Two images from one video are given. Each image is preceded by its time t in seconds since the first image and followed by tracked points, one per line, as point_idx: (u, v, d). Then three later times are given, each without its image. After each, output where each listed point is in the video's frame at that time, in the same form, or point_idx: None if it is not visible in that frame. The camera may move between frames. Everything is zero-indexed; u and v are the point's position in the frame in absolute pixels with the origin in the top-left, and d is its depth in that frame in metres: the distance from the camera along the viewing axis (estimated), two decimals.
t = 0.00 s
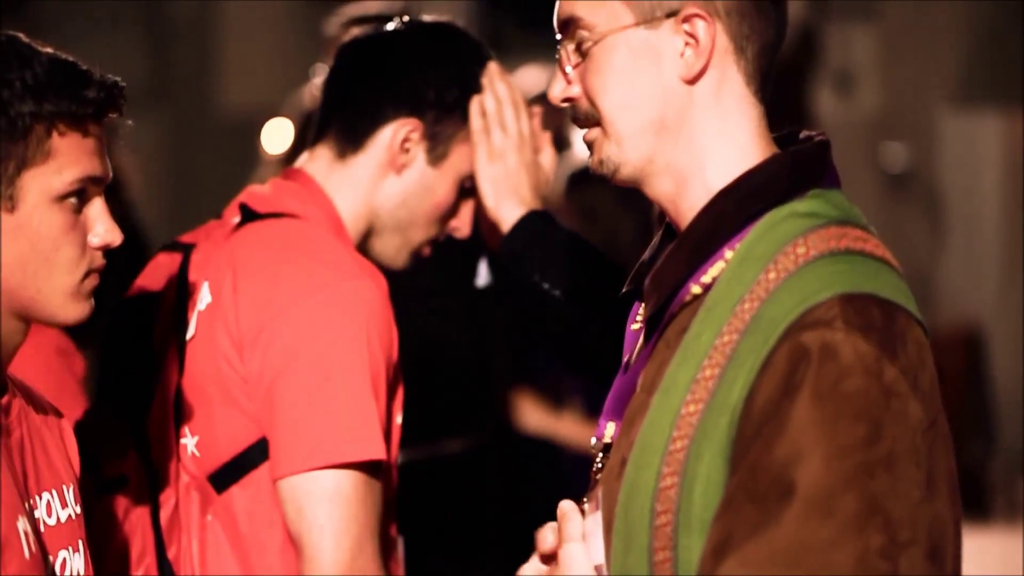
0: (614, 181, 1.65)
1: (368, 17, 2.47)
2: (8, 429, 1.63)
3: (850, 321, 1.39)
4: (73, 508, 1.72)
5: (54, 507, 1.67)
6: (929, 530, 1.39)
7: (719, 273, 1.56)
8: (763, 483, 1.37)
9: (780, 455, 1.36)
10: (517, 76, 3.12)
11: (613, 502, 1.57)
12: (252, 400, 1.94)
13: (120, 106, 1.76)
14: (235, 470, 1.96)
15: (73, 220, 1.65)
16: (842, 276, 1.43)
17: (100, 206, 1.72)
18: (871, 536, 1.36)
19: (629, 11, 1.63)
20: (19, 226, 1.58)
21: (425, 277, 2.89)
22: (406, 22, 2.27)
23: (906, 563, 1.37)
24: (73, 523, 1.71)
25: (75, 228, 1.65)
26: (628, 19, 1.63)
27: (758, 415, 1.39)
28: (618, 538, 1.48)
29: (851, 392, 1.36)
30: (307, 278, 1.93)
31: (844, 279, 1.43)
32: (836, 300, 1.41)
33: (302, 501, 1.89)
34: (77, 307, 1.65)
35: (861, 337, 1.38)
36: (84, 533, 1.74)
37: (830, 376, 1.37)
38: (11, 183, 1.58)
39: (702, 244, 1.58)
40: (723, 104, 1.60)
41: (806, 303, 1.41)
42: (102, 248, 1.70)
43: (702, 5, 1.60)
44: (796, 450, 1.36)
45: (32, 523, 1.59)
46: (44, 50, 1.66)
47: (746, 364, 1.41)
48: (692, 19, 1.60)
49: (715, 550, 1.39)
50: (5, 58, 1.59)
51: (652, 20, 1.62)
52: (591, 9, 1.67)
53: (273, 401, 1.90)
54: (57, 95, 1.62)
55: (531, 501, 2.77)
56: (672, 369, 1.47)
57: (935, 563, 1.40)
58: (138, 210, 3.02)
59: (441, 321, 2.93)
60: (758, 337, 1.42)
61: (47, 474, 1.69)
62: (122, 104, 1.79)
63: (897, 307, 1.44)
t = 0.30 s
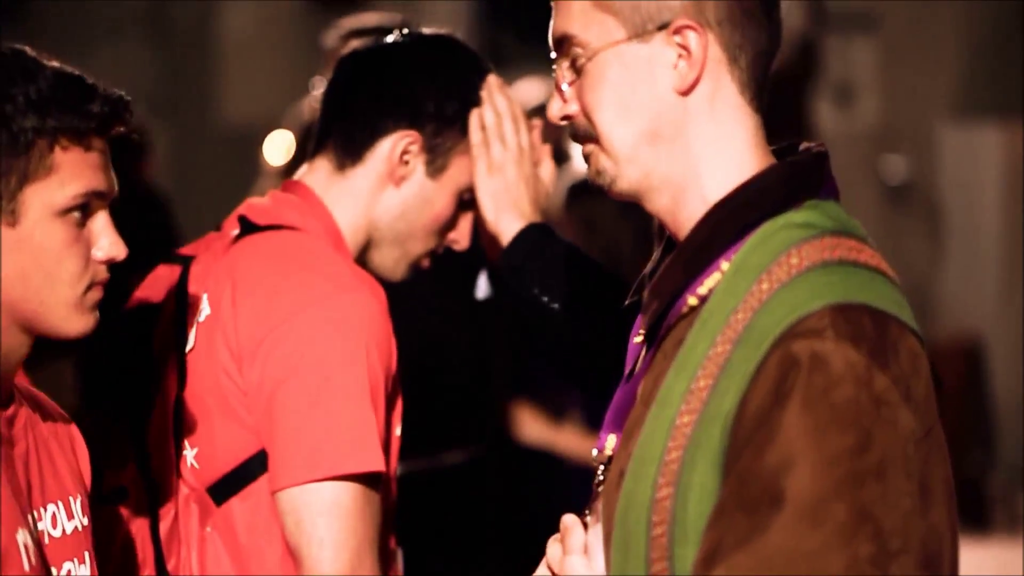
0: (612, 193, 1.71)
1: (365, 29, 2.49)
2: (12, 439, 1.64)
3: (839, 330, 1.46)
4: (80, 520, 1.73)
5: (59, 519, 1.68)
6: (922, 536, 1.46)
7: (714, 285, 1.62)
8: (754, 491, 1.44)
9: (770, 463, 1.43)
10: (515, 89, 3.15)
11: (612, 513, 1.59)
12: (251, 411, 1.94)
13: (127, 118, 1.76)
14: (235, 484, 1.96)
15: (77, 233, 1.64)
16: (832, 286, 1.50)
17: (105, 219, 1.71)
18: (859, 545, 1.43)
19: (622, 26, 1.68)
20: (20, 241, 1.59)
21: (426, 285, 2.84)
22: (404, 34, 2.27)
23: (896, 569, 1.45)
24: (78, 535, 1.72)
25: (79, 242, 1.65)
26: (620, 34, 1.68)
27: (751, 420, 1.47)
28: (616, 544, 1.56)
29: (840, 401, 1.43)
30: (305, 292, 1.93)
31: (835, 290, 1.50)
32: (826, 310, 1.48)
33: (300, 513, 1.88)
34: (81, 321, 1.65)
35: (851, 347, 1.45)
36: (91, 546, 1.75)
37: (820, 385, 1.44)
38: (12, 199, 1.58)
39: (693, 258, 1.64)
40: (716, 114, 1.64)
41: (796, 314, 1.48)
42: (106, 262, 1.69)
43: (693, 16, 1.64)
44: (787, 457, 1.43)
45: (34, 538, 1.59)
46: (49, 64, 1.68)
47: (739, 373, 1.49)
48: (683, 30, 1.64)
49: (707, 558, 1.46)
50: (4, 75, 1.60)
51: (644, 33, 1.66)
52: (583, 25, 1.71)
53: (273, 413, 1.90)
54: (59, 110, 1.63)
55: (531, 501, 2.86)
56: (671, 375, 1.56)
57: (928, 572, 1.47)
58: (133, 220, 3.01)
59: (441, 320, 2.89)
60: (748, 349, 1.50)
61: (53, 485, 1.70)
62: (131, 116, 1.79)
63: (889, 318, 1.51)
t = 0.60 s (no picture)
0: (612, 206, 1.70)
1: (365, 40, 2.49)
2: (19, 448, 1.68)
3: (835, 338, 1.48)
4: (88, 529, 1.76)
5: (66, 528, 1.71)
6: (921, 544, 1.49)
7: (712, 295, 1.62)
8: (752, 498, 1.47)
9: (767, 471, 1.46)
10: (514, 100, 3.16)
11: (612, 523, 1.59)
12: (250, 421, 1.94)
13: (138, 134, 1.76)
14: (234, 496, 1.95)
15: (77, 250, 1.66)
16: (830, 294, 1.52)
17: (111, 236, 1.71)
18: (858, 552, 1.46)
19: (617, 38, 1.68)
20: (18, 257, 1.61)
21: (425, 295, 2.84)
22: (404, 45, 2.27)
23: None
24: (86, 545, 1.75)
25: (81, 258, 1.66)
26: (616, 46, 1.68)
27: (748, 427, 1.48)
28: (616, 554, 1.57)
29: (836, 408, 1.46)
30: (303, 304, 1.92)
31: (833, 298, 1.51)
32: (824, 318, 1.49)
33: (298, 523, 1.88)
34: (82, 336, 1.66)
35: (847, 355, 1.47)
36: (99, 556, 1.77)
37: (818, 392, 1.46)
38: (12, 215, 1.60)
39: (692, 267, 1.64)
40: (714, 123, 1.64)
41: (792, 322, 1.49)
42: (111, 278, 1.69)
43: (688, 26, 1.65)
44: (784, 465, 1.45)
45: (36, 548, 1.62)
46: (58, 79, 1.69)
47: (736, 381, 1.50)
48: (678, 40, 1.65)
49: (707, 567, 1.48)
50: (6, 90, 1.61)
51: (640, 45, 1.67)
52: (579, 38, 1.71)
53: (271, 423, 1.90)
54: (60, 128, 1.63)
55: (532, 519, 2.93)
56: (667, 389, 1.56)
57: None
58: (134, 229, 3.01)
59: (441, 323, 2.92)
60: (745, 358, 1.50)
61: (61, 496, 1.73)
62: (144, 130, 1.79)
63: (886, 326, 1.53)
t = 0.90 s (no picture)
0: (617, 221, 1.70)
1: (364, 51, 2.50)
2: (32, 458, 1.69)
3: (834, 346, 1.48)
4: (103, 542, 1.77)
5: (79, 539, 1.73)
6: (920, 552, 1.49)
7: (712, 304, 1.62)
8: (750, 507, 1.47)
9: (766, 481, 1.46)
10: (512, 112, 3.16)
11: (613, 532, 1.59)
12: (250, 430, 1.94)
13: (148, 166, 1.75)
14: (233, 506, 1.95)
15: (75, 277, 1.66)
16: (829, 303, 1.51)
17: (117, 265, 1.70)
18: (856, 562, 1.46)
19: (612, 52, 1.68)
20: (15, 279, 1.62)
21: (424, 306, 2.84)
22: (403, 55, 2.28)
23: None
24: (100, 556, 1.76)
25: (77, 285, 1.66)
26: (612, 60, 1.68)
27: (748, 435, 1.48)
28: (616, 564, 1.56)
29: (835, 417, 1.46)
30: (302, 316, 1.92)
31: (833, 307, 1.51)
32: (824, 328, 1.49)
33: (296, 533, 1.88)
34: (78, 358, 1.67)
35: (846, 364, 1.47)
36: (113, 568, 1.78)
37: (816, 402, 1.46)
38: (6, 238, 1.62)
39: (692, 276, 1.64)
40: (714, 132, 1.64)
41: (791, 332, 1.49)
42: (111, 306, 1.68)
43: (683, 36, 1.65)
44: (783, 474, 1.45)
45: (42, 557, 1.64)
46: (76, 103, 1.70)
47: (735, 391, 1.50)
48: (674, 51, 1.65)
49: None
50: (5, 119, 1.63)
51: (636, 58, 1.67)
52: (575, 55, 1.71)
53: (271, 433, 1.90)
54: (61, 157, 1.64)
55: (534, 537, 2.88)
56: (668, 398, 1.56)
57: None
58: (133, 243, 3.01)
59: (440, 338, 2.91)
60: (744, 366, 1.50)
61: (76, 507, 1.74)
62: (158, 165, 1.79)
63: (886, 333, 1.53)
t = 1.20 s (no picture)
0: (618, 230, 1.71)
1: (364, 57, 2.50)
2: (54, 465, 1.70)
3: (833, 352, 1.48)
4: (123, 553, 1.76)
5: (98, 548, 1.73)
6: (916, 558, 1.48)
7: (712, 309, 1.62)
8: (745, 512, 1.47)
9: (763, 485, 1.46)
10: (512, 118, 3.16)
11: (614, 538, 1.59)
12: (249, 436, 1.94)
13: (165, 180, 1.75)
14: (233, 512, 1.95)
15: (86, 290, 1.66)
16: (829, 309, 1.51)
17: (132, 277, 1.70)
18: (850, 569, 1.46)
19: (610, 61, 1.68)
20: (25, 291, 1.64)
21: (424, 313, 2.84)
22: (402, 62, 2.29)
23: None
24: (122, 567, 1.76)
25: (88, 298, 1.66)
26: (609, 69, 1.68)
27: (749, 440, 1.48)
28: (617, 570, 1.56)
29: (833, 423, 1.46)
30: (302, 322, 1.92)
31: (832, 312, 1.51)
32: (823, 333, 1.49)
33: (296, 539, 1.88)
34: (95, 368, 1.67)
35: (845, 371, 1.47)
36: None
37: (814, 408, 1.46)
38: (17, 251, 1.63)
39: (693, 283, 1.64)
40: (713, 139, 1.64)
41: (790, 338, 1.49)
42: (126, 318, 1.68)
43: (679, 44, 1.65)
44: (780, 480, 1.45)
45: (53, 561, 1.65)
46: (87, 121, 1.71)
47: (735, 397, 1.50)
48: (671, 58, 1.65)
49: None
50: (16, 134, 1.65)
51: (633, 66, 1.67)
52: (573, 64, 1.72)
53: (270, 438, 1.90)
54: (72, 170, 1.65)
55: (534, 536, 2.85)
56: (669, 404, 1.56)
57: None
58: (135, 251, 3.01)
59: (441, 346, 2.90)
60: (745, 371, 1.50)
61: (99, 516, 1.74)
62: (177, 180, 1.78)
63: (885, 339, 1.53)
